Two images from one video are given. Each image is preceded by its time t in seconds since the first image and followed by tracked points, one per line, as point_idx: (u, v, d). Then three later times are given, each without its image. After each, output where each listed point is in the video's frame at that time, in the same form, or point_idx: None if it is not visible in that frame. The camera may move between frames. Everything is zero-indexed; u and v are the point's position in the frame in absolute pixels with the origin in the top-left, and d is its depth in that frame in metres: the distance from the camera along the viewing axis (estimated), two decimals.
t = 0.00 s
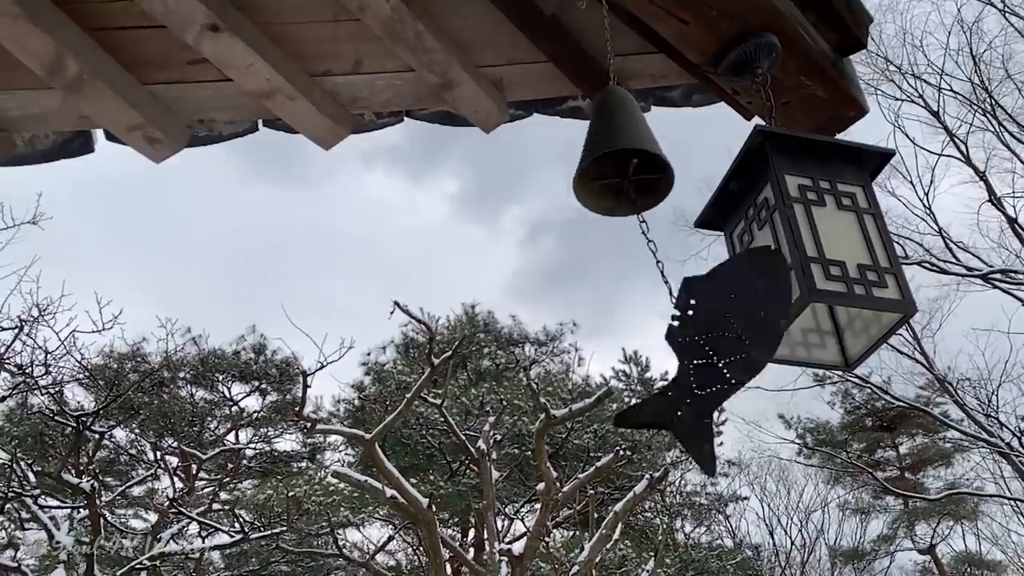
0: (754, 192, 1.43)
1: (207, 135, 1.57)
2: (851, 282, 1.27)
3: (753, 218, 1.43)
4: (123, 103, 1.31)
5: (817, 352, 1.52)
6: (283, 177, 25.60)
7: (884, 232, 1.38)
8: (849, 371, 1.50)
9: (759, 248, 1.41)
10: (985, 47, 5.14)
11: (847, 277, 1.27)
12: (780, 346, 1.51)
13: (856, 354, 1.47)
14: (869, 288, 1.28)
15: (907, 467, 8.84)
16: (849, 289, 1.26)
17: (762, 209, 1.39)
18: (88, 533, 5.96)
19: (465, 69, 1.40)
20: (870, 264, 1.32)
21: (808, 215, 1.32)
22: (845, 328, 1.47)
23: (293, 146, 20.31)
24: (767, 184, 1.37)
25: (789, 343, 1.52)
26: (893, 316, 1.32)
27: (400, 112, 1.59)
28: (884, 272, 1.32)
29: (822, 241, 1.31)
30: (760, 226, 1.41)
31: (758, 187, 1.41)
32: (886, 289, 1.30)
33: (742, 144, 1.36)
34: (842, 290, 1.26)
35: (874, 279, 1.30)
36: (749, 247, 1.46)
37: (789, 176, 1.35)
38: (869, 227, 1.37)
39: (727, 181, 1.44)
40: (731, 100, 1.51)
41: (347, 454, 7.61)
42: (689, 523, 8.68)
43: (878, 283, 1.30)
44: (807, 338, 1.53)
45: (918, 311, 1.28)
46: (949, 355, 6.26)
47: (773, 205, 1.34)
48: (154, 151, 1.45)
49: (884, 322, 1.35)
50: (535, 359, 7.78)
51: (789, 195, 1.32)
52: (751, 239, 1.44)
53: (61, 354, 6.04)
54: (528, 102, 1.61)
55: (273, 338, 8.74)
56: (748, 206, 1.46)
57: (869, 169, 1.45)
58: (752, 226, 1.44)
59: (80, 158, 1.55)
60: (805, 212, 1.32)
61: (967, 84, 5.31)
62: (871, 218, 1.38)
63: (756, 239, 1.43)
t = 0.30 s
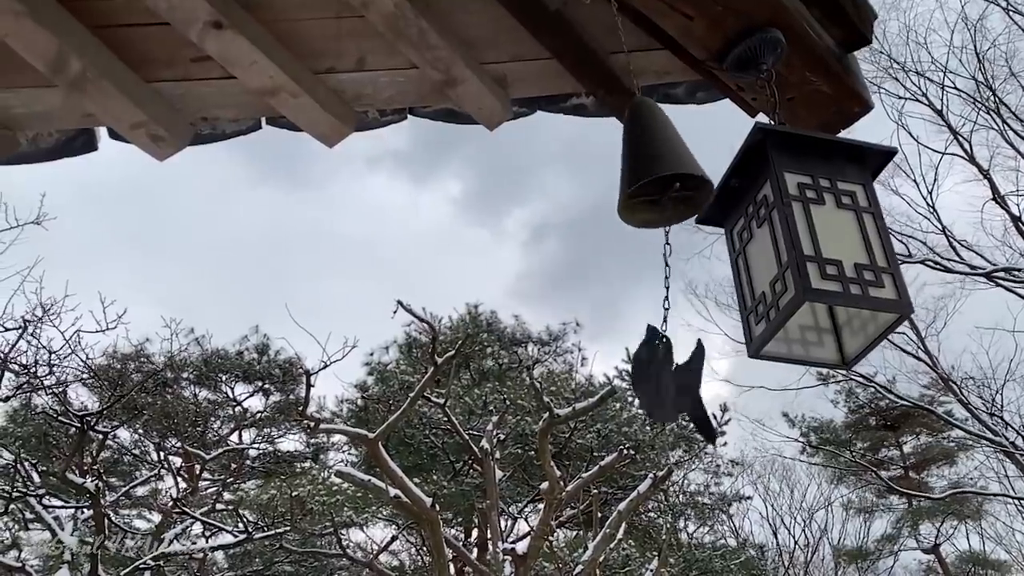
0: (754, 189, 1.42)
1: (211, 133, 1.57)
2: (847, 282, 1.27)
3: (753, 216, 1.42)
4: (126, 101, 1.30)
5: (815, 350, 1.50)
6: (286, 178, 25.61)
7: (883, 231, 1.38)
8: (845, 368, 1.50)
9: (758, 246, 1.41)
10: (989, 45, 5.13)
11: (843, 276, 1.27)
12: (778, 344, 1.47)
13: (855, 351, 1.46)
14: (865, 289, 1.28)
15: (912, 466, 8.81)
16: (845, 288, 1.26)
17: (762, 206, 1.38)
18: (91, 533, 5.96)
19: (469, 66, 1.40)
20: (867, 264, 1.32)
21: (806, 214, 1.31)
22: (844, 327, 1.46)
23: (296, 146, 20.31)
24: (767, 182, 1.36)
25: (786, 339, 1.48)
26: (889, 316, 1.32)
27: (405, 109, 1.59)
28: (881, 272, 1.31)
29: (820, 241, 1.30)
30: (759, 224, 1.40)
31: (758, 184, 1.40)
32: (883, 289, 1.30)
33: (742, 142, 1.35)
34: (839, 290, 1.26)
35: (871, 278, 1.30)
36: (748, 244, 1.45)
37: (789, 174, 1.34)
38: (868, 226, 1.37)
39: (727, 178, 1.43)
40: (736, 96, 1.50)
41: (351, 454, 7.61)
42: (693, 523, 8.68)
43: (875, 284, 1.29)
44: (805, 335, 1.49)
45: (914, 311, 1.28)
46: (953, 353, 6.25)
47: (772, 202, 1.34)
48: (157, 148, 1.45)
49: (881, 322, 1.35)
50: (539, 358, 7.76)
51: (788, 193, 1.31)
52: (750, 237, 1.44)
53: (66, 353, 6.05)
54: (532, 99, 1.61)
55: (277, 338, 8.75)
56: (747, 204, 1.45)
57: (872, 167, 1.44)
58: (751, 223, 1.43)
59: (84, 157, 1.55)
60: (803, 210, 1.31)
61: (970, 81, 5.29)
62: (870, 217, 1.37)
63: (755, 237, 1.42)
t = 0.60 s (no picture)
0: (755, 184, 1.42)
1: (214, 130, 1.57)
2: (847, 276, 1.27)
3: (753, 211, 1.42)
4: (128, 96, 1.30)
5: (815, 346, 1.49)
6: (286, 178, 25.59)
7: (885, 227, 1.37)
8: (845, 362, 1.49)
9: (758, 241, 1.40)
10: (991, 44, 5.15)
11: (843, 270, 1.27)
12: (776, 339, 1.46)
13: (856, 346, 1.45)
14: (865, 282, 1.27)
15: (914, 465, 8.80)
16: (844, 282, 1.26)
17: (763, 201, 1.38)
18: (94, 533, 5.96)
19: (472, 62, 1.39)
20: (868, 259, 1.31)
21: (807, 208, 1.31)
22: (844, 322, 1.44)
23: (296, 146, 20.30)
24: (768, 176, 1.36)
25: (786, 336, 1.48)
26: (889, 310, 1.31)
27: (407, 106, 1.58)
28: (882, 267, 1.31)
29: (819, 235, 1.30)
30: (759, 218, 1.40)
31: (759, 179, 1.40)
32: (883, 284, 1.29)
33: (743, 137, 1.35)
34: (838, 284, 1.26)
35: (872, 273, 1.29)
36: (748, 239, 1.45)
37: (791, 168, 1.34)
38: (870, 221, 1.36)
39: (728, 173, 1.43)
40: (740, 92, 1.49)
41: (352, 454, 7.61)
42: (695, 523, 8.67)
43: (875, 278, 1.29)
44: (805, 331, 1.48)
45: (914, 306, 1.28)
46: (955, 352, 6.24)
47: (772, 197, 1.34)
48: (160, 145, 1.44)
49: (881, 315, 1.35)
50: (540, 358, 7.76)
51: (788, 187, 1.31)
52: (750, 232, 1.44)
53: (69, 353, 6.05)
54: (535, 96, 1.60)
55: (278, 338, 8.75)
56: (748, 199, 1.45)
57: (875, 163, 1.44)
58: (752, 218, 1.43)
59: (86, 154, 1.55)
60: (804, 205, 1.31)
61: (972, 80, 5.29)
62: (872, 212, 1.37)
63: (755, 232, 1.42)
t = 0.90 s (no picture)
0: (765, 178, 1.41)
1: (217, 127, 1.56)
2: (863, 268, 1.26)
3: (765, 205, 1.42)
4: (131, 93, 1.30)
5: (828, 340, 1.49)
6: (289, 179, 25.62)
7: (898, 219, 1.37)
8: (859, 357, 1.49)
9: (772, 234, 1.39)
10: (994, 42, 5.13)
11: (859, 262, 1.26)
12: (789, 334, 1.46)
13: (871, 341, 1.44)
14: (881, 275, 1.26)
15: (917, 464, 8.79)
16: (861, 274, 1.25)
17: (774, 195, 1.38)
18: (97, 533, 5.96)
19: (476, 58, 1.39)
20: (883, 251, 1.31)
21: (820, 201, 1.30)
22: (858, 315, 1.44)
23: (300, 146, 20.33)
24: (779, 170, 1.36)
25: (800, 331, 1.48)
26: (904, 303, 1.30)
27: (411, 103, 1.58)
28: (897, 259, 1.30)
29: (833, 227, 1.29)
30: (772, 212, 1.39)
31: (770, 173, 1.40)
32: (899, 276, 1.29)
33: (754, 130, 1.34)
34: (854, 276, 1.24)
35: (888, 265, 1.29)
36: (760, 234, 1.44)
37: (802, 161, 1.33)
38: (883, 213, 1.36)
39: (738, 167, 1.42)
40: (744, 88, 1.49)
41: (355, 454, 7.61)
42: (698, 522, 8.67)
43: (891, 270, 1.28)
44: (818, 325, 1.48)
45: (931, 298, 1.27)
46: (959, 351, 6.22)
47: (784, 190, 1.33)
48: (163, 142, 1.44)
49: (896, 310, 1.33)
50: (543, 358, 7.75)
51: (801, 179, 1.30)
52: (762, 226, 1.43)
53: (72, 353, 6.06)
54: (538, 92, 1.60)
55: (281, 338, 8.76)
56: (759, 193, 1.44)
57: (883, 156, 1.43)
58: (763, 212, 1.42)
59: (90, 151, 1.55)
60: (817, 197, 1.30)
61: (975, 79, 5.28)
62: (883, 205, 1.36)
63: (767, 226, 1.42)
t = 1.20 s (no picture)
0: (773, 174, 1.41)
1: (219, 126, 1.56)
2: (875, 263, 1.25)
3: (773, 201, 1.41)
4: (134, 92, 1.30)
5: (838, 336, 1.48)
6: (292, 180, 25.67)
7: (907, 213, 1.36)
8: (869, 351, 1.49)
9: (781, 231, 1.39)
10: (998, 40, 5.11)
11: (870, 258, 1.25)
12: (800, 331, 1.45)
13: (881, 336, 1.44)
14: (893, 269, 1.26)
15: (922, 463, 8.76)
16: (872, 269, 1.24)
17: (782, 190, 1.37)
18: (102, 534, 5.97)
19: (479, 56, 1.38)
20: (894, 246, 1.30)
21: (830, 196, 1.29)
22: (868, 311, 1.43)
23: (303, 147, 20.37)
24: (788, 165, 1.35)
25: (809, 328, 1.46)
26: (917, 296, 1.30)
27: (413, 102, 1.58)
28: (908, 253, 1.30)
29: (844, 222, 1.29)
30: (780, 208, 1.39)
31: (778, 169, 1.39)
32: (911, 270, 1.28)
33: (762, 126, 1.34)
34: (866, 271, 1.24)
35: (899, 260, 1.28)
36: (768, 230, 1.44)
37: (810, 156, 1.32)
38: (892, 207, 1.35)
39: (746, 164, 1.42)
40: (748, 84, 1.48)
41: (360, 454, 7.62)
42: (702, 522, 8.66)
43: (903, 264, 1.28)
44: (827, 322, 1.46)
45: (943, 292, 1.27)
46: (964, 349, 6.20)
47: (793, 185, 1.32)
48: (165, 141, 1.44)
49: (908, 304, 1.34)
50: (547, 358, 7.75)
51: (809, 175, 1.30)
52: (770, 222, 1.42)
53: (76, 353, 6.08)
54: (540, 90, 1.59)
55: (285, 338, 8.77)
56: (767, 189, 1.43)
57: (891, 151, 1.42)
58: (772, 208, 1.42)
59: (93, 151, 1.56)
60: (826, 192, 1.29)
61: (979, 76, 5.26)
62: (893, 199, 1.35)
63: (776, 222, 1.41)
